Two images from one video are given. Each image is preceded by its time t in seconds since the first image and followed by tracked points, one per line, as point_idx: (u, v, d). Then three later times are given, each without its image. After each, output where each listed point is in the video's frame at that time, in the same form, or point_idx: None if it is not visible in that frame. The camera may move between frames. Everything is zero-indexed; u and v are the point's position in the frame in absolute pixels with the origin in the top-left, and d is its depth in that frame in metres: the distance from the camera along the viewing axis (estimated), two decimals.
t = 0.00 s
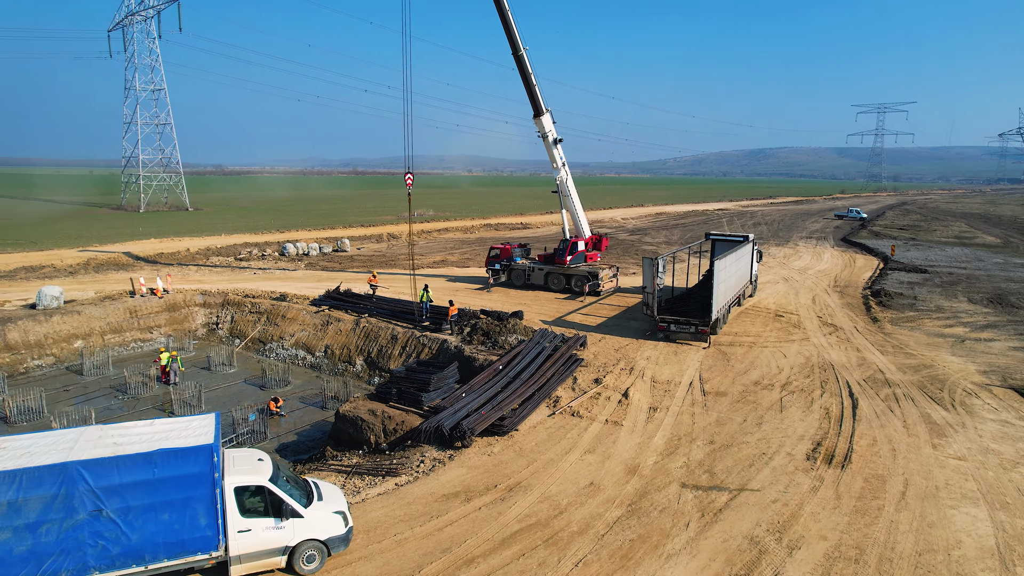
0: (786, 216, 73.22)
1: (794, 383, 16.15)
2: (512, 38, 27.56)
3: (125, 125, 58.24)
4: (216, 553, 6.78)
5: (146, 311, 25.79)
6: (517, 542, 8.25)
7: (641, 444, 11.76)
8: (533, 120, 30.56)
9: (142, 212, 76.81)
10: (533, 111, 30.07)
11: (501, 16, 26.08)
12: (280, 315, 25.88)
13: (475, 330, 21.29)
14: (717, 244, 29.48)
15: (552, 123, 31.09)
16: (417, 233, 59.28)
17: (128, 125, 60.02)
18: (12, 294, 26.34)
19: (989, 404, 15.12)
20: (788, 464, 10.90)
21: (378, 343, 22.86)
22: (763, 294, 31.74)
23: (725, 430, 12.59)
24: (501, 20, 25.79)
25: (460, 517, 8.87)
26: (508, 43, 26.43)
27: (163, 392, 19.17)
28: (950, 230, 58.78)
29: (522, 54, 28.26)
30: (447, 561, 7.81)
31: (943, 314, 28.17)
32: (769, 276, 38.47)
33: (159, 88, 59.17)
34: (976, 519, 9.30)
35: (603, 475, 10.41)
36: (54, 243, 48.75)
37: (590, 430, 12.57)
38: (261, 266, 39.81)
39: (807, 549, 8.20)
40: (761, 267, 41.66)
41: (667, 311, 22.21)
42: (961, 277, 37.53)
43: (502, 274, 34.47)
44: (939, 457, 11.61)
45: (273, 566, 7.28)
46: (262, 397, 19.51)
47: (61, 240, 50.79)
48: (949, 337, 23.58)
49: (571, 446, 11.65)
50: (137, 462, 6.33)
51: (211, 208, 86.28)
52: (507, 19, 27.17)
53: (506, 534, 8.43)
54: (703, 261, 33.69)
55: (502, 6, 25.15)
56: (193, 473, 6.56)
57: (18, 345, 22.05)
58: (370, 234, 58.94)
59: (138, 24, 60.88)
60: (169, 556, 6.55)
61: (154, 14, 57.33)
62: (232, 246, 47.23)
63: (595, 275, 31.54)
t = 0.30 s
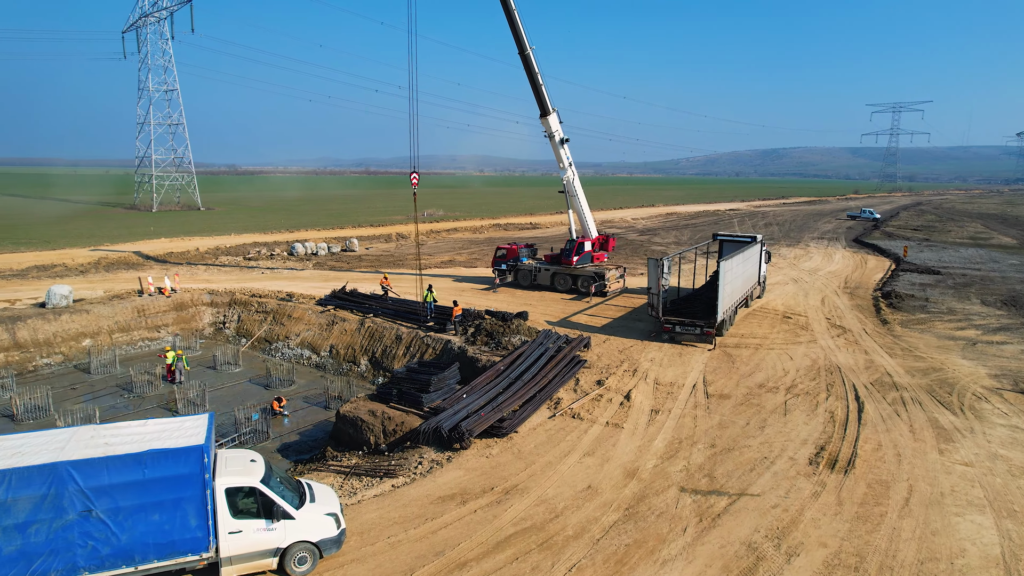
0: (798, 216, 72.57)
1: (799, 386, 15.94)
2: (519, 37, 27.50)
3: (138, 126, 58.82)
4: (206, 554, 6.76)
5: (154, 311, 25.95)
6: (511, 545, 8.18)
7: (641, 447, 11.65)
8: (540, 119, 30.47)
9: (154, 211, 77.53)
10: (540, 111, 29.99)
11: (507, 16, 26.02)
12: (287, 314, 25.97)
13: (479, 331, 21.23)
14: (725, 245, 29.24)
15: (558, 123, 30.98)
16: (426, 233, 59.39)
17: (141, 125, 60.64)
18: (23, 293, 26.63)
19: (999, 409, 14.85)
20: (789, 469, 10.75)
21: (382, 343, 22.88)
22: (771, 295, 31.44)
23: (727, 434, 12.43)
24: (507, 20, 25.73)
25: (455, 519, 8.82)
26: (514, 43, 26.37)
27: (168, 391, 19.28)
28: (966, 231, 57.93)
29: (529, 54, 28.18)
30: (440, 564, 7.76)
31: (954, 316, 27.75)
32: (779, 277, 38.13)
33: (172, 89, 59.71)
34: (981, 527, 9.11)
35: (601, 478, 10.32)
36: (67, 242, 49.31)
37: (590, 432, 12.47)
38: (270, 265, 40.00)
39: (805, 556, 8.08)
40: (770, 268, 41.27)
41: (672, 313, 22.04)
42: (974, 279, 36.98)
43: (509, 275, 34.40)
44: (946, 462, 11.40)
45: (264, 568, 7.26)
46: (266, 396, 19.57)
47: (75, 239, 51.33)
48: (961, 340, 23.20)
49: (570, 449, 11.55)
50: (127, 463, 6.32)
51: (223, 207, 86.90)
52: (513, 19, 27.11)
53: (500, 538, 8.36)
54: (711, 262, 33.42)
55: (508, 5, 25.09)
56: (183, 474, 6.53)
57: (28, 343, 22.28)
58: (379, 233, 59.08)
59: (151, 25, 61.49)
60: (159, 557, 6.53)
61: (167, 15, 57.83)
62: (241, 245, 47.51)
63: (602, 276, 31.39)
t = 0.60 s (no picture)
0: (809, 216, 71.91)
1: (805, 389, 15.73)
2: (525, 37, 27.44)
3: (151, 126, 59.48)
4: (197, 555, 6.74)
5: (161, 309, 26.13)
6: (505, 549, 8.12)
7: (641, 450, 11.54)
8: (547, 119, 30.37)
9: (167, 210, 78.30)
10: (546, 110, 29.89)
11: (514, 15, 25.98)
12: (293, 314, 26.05)
13: (484, 331, 21.18)
14: (733, 245, 28.99)
15: (565, 123, 30.89)
16: (434, 233, 59.47)
17: (154, 125, 61.19)
18: (34, 291, 26.91)
19: (1009, 413, 14.57)
20: (791, 474, 10.59)
21: (387, 343, 22.90)
22: (780, 296, 31.12)
23: (729, 437, 12.29)
24: (514, 19, 25.68)
25: (451, 522, 8.76)
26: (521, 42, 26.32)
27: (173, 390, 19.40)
28: (981, 231, 57.07)
29: (535, 53, 28.11)
30: (432, 567, 7.72)
31: (967, 318, 27.32)
32: (788, 278, 37.78)
33: (184, 89, 60.18)
34: (987, 535, 8.92)
35: (599, 481, 10.23)
36: (81, 241, 49.83)
37: (590, 434, 12.38)
38: (278, 265, 40.20)
39: (804, 563, 7.96)
40: (780, 269, 40.87)
41: (678, 314, 21.85)
42: (988, 281, 36.40)
43: (515, 275, 34.33)
44: (952, 468, 11.19)
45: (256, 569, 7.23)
46: (270, 396, 19.63)
47: (87, 238, 51.83)
48: (972, 342, 22.82)
49: (569, 451, 11.47)
50: (117, 463, 6.30)
51: (234, 207, 87.58)
52: (520, 18, 27.04)
53: (495, 541, 8.30)
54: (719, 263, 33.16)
55: (514, 4, 25.03)
56: (174, 475, 6.52)
57: (36, 341, 22.49)
58: (388, 233, 59.28)
59: (165, 26, 62.01)
60: (149, 558, 6.51)
61: (180, 15, 58.34)
62: (250, 245, 47.81)
63: (608, 276, 31.22)
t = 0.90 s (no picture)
0: (821, 217, 71.19)
1: (810, 392, 15.53)
2: (532, 36, 27.36)
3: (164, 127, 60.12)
4: (188, 556, 6.73)
5: (169, 308, 26.31)
6: (500, 552, 8.06)
7: (641, 453, 11.44)
8: (554, 119, 30.27)
9: (179, 210, 79.06)
10: (553, 110, 29.79)
11: (520, 14, 25.90)
12: (299, 313, 26.15)
13: (488, 332, 21.12)
14: (741, 245, 28.74)
15: (572, 122, 30.78)
16: (443, 233, 59.54)
17: (166, 125, 61.80)
18: (45, 290, 27.22)
19: (1020, 418, 14.30)
20: (793, 478, 10.45)
21: (392, 343, 22.91)
22: (789, 298, 30.80)
23: (732, 440, 12.14)
24: (520, 19, 25.63)
25: (446, 524, 8.72)
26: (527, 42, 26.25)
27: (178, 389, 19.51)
28: (997, 232, 56.19)
29: (542, 52, 28.03)
30: (425, 570, 7.68)
31: (979, 321, 26.89)
32: (798, 279, 37.39)
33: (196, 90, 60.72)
34: (992, 543, 8.74)
35: (598, 484, 10.15)
36: (94, 240, 50.40)
37: (590, 436, 12.28)
38: (286, 264, 40.42)
39: (802, 571, 7.83)
40: (790, 270, 40.47)
41: (683, 315, 21.67)
42: (1003, 282, 35.82)
43: (522, 275, 34.25)
44: (959, 474, 10.98)
45: (247, 570, 7.22)
46: (274, 395, 19.69)
47: (100, 238, 52.38)
48: (984, 345, 22.44)
49: (569, 453, 11.39)
50: (107, 463, 6.31)
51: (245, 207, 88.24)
52: (526, 18, 26.97)
53: (489, 544, 8.24)
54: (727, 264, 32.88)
55: (521, 3, 24.97)
56: (165, 475, 6.51)
57: (46, 340, 22.73)
58: (397, 233, 59.46)
59: (178, 28, 62.60)
60: (140, 558, 6.51)
61: (192, 16, 58.90)
62: (260, 244, 48.12)
63: (615, 277, 31.06)
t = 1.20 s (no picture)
0: (834, 217, 70.49)
1: (816, 394, 15.32)
2: (539, 35, 27.29)
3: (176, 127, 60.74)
4: (179, 556, 6.72)
5: (177, 307, 26.48)
6: (494, 556, 8.00)
7: (642, 456, 11.33)
8: (561, 119, 30.17)
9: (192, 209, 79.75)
10: (560, 109, 29.69)
11: (527, 14, 25.84)
12: (305, 313, 26.23)
13: (492, 332, 21.07)
14: (749, 246, 28.48)
15: (579, 122, 30.65)
16: (452, 233, 59.58)
17: (178, 125, 62.30)
18: (56, 289, 27.51)
19: None
20: (796, 483, 10.29)
21: (396, 343, 22.92)
22: (798, 299, 30.47)
23: (734, 444, 11.99)
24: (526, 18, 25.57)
25: (441, 527, 8.66)
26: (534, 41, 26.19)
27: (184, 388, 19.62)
28: (1014, 233, 55.32)
29: (549, 52, 27.95)
30: (418, 573, 7.63)
31: (993, 323, 26.45)
32: (808, 280, 36.98)
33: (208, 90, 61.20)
34: (998, 551, 8.55)
35: (596, 487, 10.06)
36: (106, 239, 50.88)
37: (591, 439, 12.18)
38: (295, 264, 40.59)
39: None
40: (800, 271, 40.06)
41: (689, 316, 21.48)
42: (1018, 284, 35.24)
43: (529, 275, 34.16)
44: (966, 480, 10.76)
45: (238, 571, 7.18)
46: (278, 395, 19.75)
47: (113, 237, 52.89)
48: (997, 348, 22.06)
49: (568, 456, 11.29)
50: (98, 463, 6.31)
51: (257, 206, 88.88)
52: (533, 17, 26.90)
53: (484, 547, 8.18)
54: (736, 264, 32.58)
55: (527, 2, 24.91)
56: (156, 475, 6.51)
57: (55, 338, 22.96)
58: (406, 233, 59.56)
59: (191, 29, 63.13)
60: (131, 558, 6.51)
61: (205, 17, 59.45)
62: (269, 244, 48.39)
63: (622, 277, 30.90)
